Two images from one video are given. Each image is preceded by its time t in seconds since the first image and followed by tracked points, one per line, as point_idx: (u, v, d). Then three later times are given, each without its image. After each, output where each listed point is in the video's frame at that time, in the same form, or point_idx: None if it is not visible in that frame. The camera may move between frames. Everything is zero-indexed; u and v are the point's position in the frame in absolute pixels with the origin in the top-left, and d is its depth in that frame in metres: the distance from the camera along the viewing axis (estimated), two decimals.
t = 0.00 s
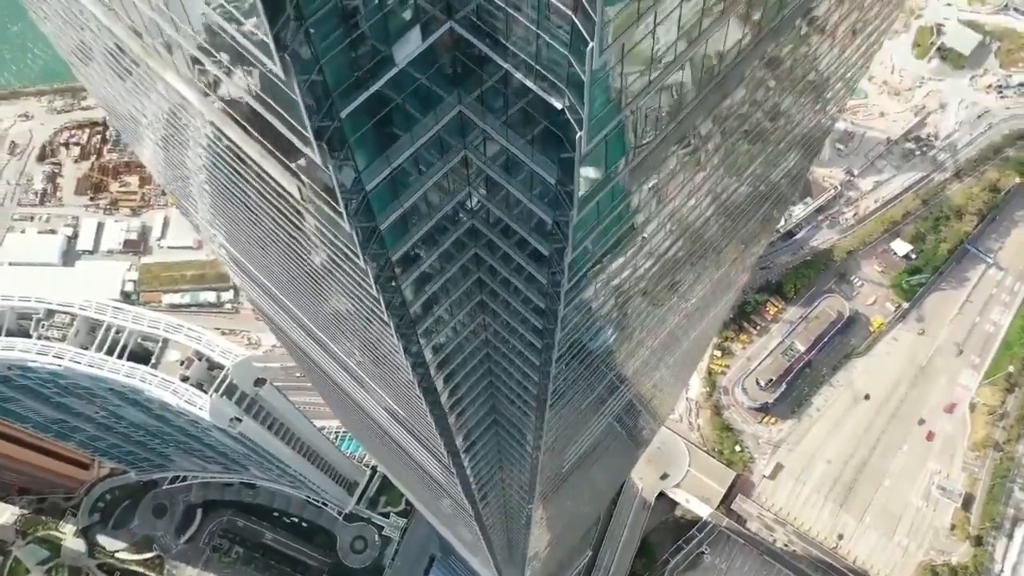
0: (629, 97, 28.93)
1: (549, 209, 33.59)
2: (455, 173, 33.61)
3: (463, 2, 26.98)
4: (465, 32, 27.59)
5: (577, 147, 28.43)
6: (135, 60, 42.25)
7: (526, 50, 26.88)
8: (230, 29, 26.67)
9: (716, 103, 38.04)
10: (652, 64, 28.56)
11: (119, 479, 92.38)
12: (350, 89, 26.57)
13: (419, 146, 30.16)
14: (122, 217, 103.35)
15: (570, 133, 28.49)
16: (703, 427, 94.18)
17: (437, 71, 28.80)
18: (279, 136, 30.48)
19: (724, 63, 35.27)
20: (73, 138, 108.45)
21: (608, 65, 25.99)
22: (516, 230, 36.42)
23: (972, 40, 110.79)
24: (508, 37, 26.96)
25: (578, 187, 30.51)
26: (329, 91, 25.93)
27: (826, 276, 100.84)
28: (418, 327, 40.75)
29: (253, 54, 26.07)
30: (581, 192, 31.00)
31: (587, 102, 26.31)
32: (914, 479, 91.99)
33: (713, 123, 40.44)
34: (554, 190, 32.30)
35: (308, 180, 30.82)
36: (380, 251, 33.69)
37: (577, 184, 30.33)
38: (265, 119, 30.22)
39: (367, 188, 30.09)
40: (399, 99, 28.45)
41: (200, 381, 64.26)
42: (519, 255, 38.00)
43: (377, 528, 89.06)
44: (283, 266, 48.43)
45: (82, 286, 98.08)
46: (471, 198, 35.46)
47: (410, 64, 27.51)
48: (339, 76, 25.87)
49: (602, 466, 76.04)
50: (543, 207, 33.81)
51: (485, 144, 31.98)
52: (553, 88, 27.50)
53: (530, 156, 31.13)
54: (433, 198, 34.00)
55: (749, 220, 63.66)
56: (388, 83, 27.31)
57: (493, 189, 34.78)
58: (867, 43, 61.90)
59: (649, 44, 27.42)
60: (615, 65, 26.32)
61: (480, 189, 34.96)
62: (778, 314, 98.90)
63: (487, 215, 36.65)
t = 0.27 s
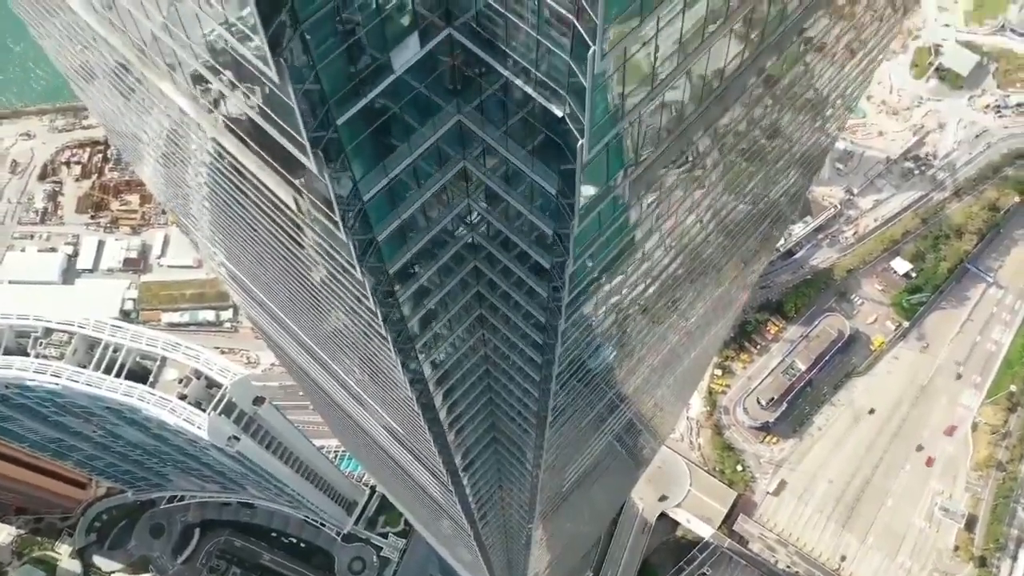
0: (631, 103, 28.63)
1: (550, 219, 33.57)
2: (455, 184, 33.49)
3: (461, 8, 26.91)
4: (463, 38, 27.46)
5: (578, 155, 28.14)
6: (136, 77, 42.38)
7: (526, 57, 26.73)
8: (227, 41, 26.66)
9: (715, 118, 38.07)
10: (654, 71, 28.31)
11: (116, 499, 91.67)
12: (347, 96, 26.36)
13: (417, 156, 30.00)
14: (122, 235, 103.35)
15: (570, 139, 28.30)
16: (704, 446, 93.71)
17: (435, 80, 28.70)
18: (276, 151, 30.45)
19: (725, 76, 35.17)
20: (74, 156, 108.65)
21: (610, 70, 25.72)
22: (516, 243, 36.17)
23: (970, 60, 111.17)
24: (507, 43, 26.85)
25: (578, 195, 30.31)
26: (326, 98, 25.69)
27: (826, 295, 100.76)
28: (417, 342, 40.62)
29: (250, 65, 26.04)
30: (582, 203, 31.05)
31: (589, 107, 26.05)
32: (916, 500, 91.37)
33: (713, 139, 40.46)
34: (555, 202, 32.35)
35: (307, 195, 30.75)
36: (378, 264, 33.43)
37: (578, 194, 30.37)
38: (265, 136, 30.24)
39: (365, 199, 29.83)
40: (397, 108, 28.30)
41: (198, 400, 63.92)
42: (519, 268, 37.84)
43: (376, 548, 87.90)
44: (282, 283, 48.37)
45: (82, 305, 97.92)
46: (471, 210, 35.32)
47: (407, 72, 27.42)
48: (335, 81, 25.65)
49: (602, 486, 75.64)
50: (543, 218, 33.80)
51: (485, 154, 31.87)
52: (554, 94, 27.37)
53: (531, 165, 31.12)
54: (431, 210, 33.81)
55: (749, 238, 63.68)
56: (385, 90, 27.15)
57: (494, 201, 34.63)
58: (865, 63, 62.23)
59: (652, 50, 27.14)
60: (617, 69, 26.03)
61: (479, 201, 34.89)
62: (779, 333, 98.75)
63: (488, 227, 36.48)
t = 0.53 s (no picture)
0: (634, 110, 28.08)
1: (551, 232, 33.15)
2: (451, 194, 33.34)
3: (459, 17, 26.89)
4: (461, 44, 27.45)
5: (579, 163, 27.48)
6: (138, 95, 42.44)
7: (524, 63, 26.43)
8: (226, 49, 26.57)
9: (715, 132, 37.93)
10: (656, 77, 27.76)
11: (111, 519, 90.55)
12: (343, 102, 26.28)
13: (414, 164, 29.72)
14: (122, 253, 103.28)
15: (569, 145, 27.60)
16: (706, 466, 93.18)
17: (433, 88, 28.67)
18: (275, 165, 30.33)
19: (726, 88, 34.93)
20: (75, 175, 108.83)
21: (613, 74, 24.96)
22: (515, 253, 36.05)
23: (968, 81, 111.68)
24: (507, 49, 26.46)
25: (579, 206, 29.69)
26: (321, 104, 25.60)
27: (826, 314, 100.55)
28: (414, 357, 40.39)
29: (248, 73, 25.92)
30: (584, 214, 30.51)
31: (591, 115, 25.39)
32: (919, 520, 90.58)
33: (713, 154, 40.31)
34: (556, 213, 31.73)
35: (305, 208, 30.64)
36: (374, 275, 33.06)
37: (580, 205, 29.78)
38: (265, 151, 30.23)
39: (361, 210, 29.42)
40: (395, 115, 28.19)
41: (196, 418, 63.48)
42: (518, 280, 37.58)
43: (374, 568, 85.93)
44: (281, 301, 48.22)
45: (80, 323, 97.59)
46: (470, 220, 35.07)
47: (405, 79, 27.34)
48: (331, 87, 25.50)
49: (602, 505, 75.11)
50: (544, 230, 33.37)
51: (485, 164, 31.82)
52: (555, 100, 26.69)
53: (531, 175, 30.69)
54: (429, 221, 33.60)
55: (749, 256, 63.63)
56: (381, 97, 27.06)
57: (492, 212, 34.52)
58: (863, 84, 62.47)
59: (655, 56, 26.71)
60: (619, 72, 25.32)
61: (478, 213, 34.72)
62: (779, 352, 98.47)
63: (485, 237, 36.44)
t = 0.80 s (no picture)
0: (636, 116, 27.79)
1: (551, 241, 32.43)
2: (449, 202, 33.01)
3: (457, 22, 26.55)
4: (460, 49, 27.10)
5: (581, 169, 26.97)
6: (139, 113, 42.53)
7: (523, 69, 26.28)
8: (224, 61, 26.57)
9: (715, 146, 37.82)
10: (658, 80, 27.48)
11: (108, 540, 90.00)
12: (339, 108, 25.87)
13: (413, 174, 29.63)
14: (122, 272, 103.13)
15: (569, 151, 27.25)
16: (707, 486, 92.77)
17: (430, 95, 28.35)
18: (272, 178, 30.29)
19: (727, 99, 34.83)
20: (76, 194, 108.89)
21: (614, 76, 24.73)
22: (515, 265, 35.57)
23: (966, 101, 112.16)
24: (506, 55, 26.29)
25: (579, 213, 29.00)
26: (317, 109, 25.14)
27: (827, 333, 100.35)
28: (412, 372, 40.28)
29: (246, 83, 25.91)
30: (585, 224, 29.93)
31: (592, 118, 25.15)
32: (923, 541, 89.86)
33: (712, 168, 40.20)
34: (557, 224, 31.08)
35: (302, 219, 30.60)
36: (372, 287, 32.93)
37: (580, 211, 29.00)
38: (264, 166, 30.25)
39: (358, 219, 29.27)
40: (392, 122, 27.88)
41: (194, 437, 63.11)
42: (518, 293, 37.13)
43: None
44: (281, 318, 48.03)
45: (79, 341, 97.29)
46: (469, 231, 35.01)
47: (403, 85, 27.01)
48: (327, 93, 25.12)
49: (601, 525, 74.66)
50: (545, 241, 32.68)
51: (484, 175, 31.73)
52: (556, 106, 26.40)
53: (530, 185, 30.21)
54: (427, 231, 33.38)
55: (749, 274, 63.54)
56: (378, 104, 26.72)
57: (491, 223, 34.20)
58: (861, 104, 62.68)
59: (657, 59, 26.46)
60: (620, 76, 25.14)
61: (476, 225, 34.61)
62: (780, 371, 98.17)
63: (485, 249, 36.12)
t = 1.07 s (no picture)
0: (637, 122, 27.46)
1: (551, 251, 32.16)
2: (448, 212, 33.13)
3: (456, 27, 26.36)
4: (458, 55, 26.97)
5: (581, 175, 26.74)
6: (141, 130, 42.52)
7: (523, 73, 25.82)
8: (221, 70, 26.49)
9: (717, 157, 37.61)
10: (662, 83, 27.08)
11: (104, 560, 89.20)
12: (335, 113, 25.63)
13: (410, 183, 29.66)
14: (122, 290, 102.96)
15: (570, 157, 26.95)
16: (708, 506, 92.26)
17: (428, 101, 28.28)
18: (270, 188, 30.13)
19: (731, 105, 34.46)
20: (76, 212, 108.91)
21: (616, 78, 24.32)
22: (513, 276, 35.53)
23: (964, 121, 112.65)
24: (506, 59, 25.85)
25: (579, 221, 28.72)
26: (313, 114, 24.92)
27: (828, 352, 100.06)
28: (410, 387, 40.27)
29: (244, 91, 25.71)
30: (586, 234, 29.68)
31: (592, 124, 24.80)
32: (927, 562, 88.98)
33: (713, 182, 40.09)
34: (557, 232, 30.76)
35: (298, 230, 30.66)
36: (369, 298, 32.82)
37: (581, 217, 28.67)
38: (261, 179, 30.38)
39: (354, 227, 29.19)
40: (390, 130, 27.71)
41: (191, 457, 62.57)
42: (518, 305, 37.04)
43: None
44: (280, 335, 47.80)
45: (77, 360, 96.89)
46: (469, 243, 35.21)
47: (401, 90, 26.80)
48: (324, 97, 24.89)
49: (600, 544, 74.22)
50: (545, 251, 32.41)
51: (482, 184, 31.76)
52: (558, 111, 25.96)
53: (531, 192, 30.04)
54: (425, 239, 33.25)
55: (750, 292, 63.47)
56: (376, 109, 26.46)
57: (490, 235, 34.38)
58: (860, 124, 62.90)
59: (661, 60, 26.04)
60: (622, 79, 24.74)
61: (475, 236, 34.79)
62: (781, 391, 97.76)
63: (484, 260, 36.37)
